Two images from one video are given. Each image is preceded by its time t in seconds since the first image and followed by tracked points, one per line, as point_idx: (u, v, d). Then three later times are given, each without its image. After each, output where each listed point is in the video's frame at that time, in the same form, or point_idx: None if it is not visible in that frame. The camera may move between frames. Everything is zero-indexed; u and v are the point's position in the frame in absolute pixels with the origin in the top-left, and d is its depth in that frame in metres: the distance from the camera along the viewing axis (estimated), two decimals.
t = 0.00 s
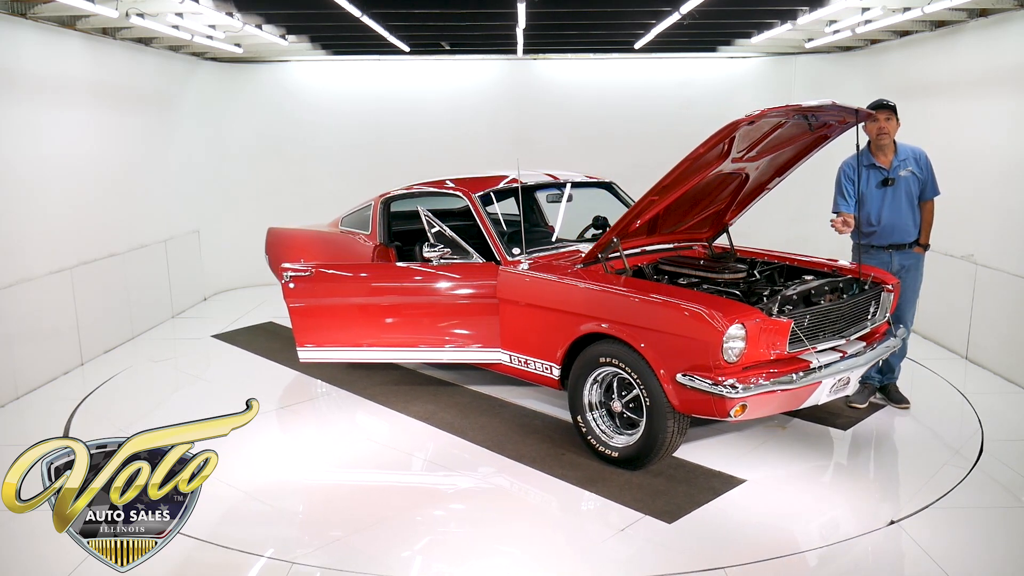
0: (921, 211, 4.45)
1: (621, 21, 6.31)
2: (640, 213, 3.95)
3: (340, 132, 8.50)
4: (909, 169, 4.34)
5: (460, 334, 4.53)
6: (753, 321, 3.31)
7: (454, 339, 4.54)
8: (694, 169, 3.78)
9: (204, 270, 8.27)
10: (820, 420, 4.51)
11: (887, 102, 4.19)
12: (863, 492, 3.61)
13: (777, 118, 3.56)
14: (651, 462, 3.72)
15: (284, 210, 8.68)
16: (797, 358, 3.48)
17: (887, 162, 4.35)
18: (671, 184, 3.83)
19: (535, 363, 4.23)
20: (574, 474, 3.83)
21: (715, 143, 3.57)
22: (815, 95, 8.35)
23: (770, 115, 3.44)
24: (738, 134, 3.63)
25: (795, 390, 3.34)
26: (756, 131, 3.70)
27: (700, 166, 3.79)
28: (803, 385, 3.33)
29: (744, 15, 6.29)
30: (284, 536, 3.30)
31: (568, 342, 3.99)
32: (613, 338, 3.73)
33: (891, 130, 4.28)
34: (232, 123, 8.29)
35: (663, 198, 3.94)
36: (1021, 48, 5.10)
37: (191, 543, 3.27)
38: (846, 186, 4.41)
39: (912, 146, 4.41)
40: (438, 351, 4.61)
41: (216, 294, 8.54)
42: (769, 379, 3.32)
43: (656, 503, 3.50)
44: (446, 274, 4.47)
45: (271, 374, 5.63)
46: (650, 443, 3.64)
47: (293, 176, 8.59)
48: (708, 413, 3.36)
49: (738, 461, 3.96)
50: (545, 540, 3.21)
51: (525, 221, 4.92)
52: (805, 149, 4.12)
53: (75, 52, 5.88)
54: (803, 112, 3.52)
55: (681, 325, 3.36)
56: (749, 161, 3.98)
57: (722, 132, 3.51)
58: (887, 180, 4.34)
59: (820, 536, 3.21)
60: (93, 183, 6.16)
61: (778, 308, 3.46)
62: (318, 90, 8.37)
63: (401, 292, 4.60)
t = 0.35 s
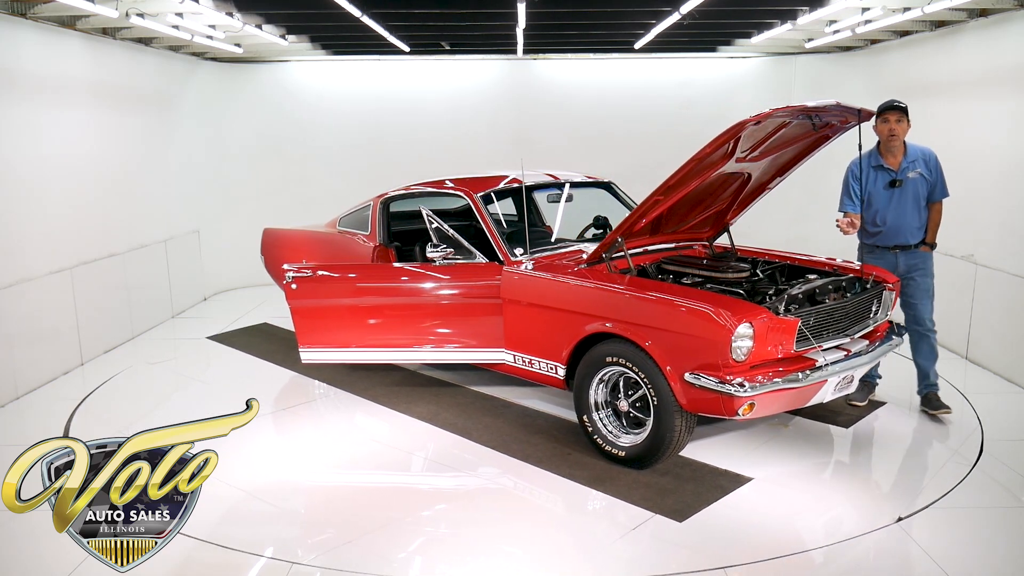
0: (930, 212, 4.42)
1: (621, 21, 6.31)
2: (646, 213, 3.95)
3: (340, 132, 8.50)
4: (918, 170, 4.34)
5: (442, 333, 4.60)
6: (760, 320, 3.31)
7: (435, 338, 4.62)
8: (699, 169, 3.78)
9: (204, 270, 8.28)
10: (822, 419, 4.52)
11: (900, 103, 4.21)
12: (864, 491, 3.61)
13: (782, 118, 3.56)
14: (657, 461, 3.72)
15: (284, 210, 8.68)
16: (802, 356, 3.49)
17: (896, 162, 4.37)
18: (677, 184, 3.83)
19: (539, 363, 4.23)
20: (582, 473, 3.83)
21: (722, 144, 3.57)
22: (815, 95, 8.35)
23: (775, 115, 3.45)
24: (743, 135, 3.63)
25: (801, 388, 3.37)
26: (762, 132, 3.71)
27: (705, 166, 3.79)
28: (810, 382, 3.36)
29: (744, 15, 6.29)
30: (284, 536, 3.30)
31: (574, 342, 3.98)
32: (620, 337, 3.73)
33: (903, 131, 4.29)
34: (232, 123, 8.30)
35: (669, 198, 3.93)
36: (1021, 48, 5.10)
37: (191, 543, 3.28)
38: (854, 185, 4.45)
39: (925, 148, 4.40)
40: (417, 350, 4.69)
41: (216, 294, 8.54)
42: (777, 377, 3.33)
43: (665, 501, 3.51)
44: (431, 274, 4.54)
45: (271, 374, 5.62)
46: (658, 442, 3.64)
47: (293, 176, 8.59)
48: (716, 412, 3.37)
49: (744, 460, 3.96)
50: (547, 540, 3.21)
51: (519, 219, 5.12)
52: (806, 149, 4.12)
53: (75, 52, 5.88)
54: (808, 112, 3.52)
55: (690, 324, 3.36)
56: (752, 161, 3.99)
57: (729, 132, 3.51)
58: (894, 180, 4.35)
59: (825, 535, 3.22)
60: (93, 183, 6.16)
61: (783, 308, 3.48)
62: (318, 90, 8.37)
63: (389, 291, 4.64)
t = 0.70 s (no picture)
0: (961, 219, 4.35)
1: (621, 21, 6.30)
2: (651, 213, 3.95)
3: (340, 132, 8.50)
4: (949, 177, 4.28)
5: (425, 333, 4.64)
6: (767, 318, 3.31)
7: (417, 338, 4.67)
8: (704, 169, 3.77)
9: (204, 270, 8.27)
10: (823, 419, 4.52)
11: (933, 108, 4.15)
12: (866, 490, 3.61)
13: (787, 119, 3.56)
14: (664, 459, 3.72)
15: (284, 210, 8.68)
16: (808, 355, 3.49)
17: (927, 167, 4.33)
18: (682, 184, 3.83)
19: (544, 363, 4.23)
20: (590, 472, 3.83)
21: (727, 144, 3.57)
22: (815, 95, 8.36)
23: (780, 115, 3.45)
24: (748, 136, 3.62)
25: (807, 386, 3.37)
26: (767, 132, 3.70)
27: (710, 167, 3.78)
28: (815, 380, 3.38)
29: (745, 15, 6.28)
30: (284, 536, 3.30)
31: (580, 341, 3.98)
32: (626, 337, 3.73)
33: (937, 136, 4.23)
34: (232, 123, 8.30)
35: (674, 198, 3.93)
36: (1021, 48, 5.10)
37: (191, 543, 3.28)
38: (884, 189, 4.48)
39: (964, 155, 4.31)
40: (404, 351, 4.72)
41: (216, 294, 8.54)
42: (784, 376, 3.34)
43: (674, 500, 3.52)
44: (417, 275, 4.59)
45: (271, 374, 5.62)
46: (665, 441, 3.64)
47: (293, 176, 8.59)
48: (723, 410, 3.38)
49: (750, 459, 3.96)
50: (548, 539, 3.22)
51: (519, 220, 4.90)
52: (807, 149, 4.13)
53: (75, 52, 5.88)
54: (813, 112, 3.53)
55: (697, 323, 3.37)
56: (755, 161, 3.99)
57: (735, 133, 3.51)
58: (922, 185, 4.33)
59: (829, 535, 3.22)
60: (93, 182, 6.15)
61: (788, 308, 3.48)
62: (317, 90, 8.37)
63: (378, 292, 4.67)
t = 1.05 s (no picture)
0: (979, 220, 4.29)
1: (621, 21, 6.30)
2: (656, 213, 3.95)
3: (340, 132, 8.50)
4: (965, 178, 4.24)
5: (408, 334, 4.69)
6: (774, 317, 3.31)
7: (400, 339, 4.71)
8: (709, 169, 3.77)
9: (204, 270, 8.27)
10: (823, 419, 4.51)
11: (945, 110, 4.13)
12: (866, 490, 3.61)
13: (791, 119, 3.57)
14: (671, 458, 3.73)
15: (284, 210, 8.68)
16: (814, 353, 3.49)
17: (943, 168, 4.31)
18: (687, 184, 3.83)
19: (548, 363, 4.24)
20: (598, 472, 3.83)
21: (733, 144, 3.57)
22: (815, 95, 8.36)
23: (786, 115, 3.46)
24: (753, 136, 3.63)
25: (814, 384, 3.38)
26: (772, 132, 3.71)
27: (715, 167, 3.78)
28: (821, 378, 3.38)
29: (745, 15, 6.28)
30: (283, 536, 3.30)
31: (586, 341, 3.98)
32: (633, 336, 3.73)
33: (951, 138, 4.19)
34: (232, 123, 8.30)
35: (678, 198, 3.93)
36: (1021, 48, 5.10)
37: (191, 543, 3.28)
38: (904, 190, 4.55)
39: (984, 156, 4.23)
40: (391, 351, 4.75)
41: (216, 294, 8.54)
42: (792, 374, 3.34)
43: (684, 498, 3.53)
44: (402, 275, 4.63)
45: (271, 375, 5.62)
46: (672, 439, 3.64)
47: (293, 176, 8.59)
48: (732, 409, 3.38)
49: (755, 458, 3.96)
50: (549, 539, 3.22)
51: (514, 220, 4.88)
52: (807, 149, 4.13)
53: (75, 52, 5.88)
54: (817, 112, 3.53)
55: (705, 322, 3.37)
56: (758, 161, 3.99)
57: (741, 133, 3.51)
58: (936, 187, 4.33)
59: (832, 533, 3.22)
60: (93, 182, 6.16)
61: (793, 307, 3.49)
62: (317, 90, 8.37)
63: (366, 292, 4.70)
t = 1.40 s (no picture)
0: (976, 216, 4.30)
1: (621, 21, 6.30)
2: (660, 212, 3.94)
3: (339, 132, 8.50)
4: (958, 175, 4.25)
5: (394, 335, 4.72)
6: (782, 316, 3.31)
7: (386, 340, 4.74)
8: (713, 169, 3.77)
9: (204, 271, 8.27)
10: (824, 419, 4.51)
11: (931, 109, 4.14)
12: (867, 489, 3.61)
13: (795, 119, 3.57)
14: (677, 457, 3.72)
15: (284, 210, 8.68)
16: (819, 352, 3.49)
17: (935, 167, 4.31)
18: (693, 185, 3.82)
19: (553, 363, 4.23)
20: (606, 472, 3.82)
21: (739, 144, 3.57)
22: (815, 95, 8.36)
23: (791, 115, 3.46)
24: (758, 136, 3.63)
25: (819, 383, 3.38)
26: (776, 133, 3.71)
27: (719, 167, 3.78)
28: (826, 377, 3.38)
29: (745, 15, 6.28)
30: (283, 535, 3.30)
31: (591, 340, 3.98)
32: (639, 335, 3.72)
33: (941, 136, 4.21)
34: (232, 123, 8.29)
35: (682, 198, 3.93)
36: (1021, 47, 5.10)
37: (191, 543, 3.27)
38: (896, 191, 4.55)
39: (975, 151, 4.25)
40: (381, 353, 4.76)
41: (216, 294, 8.54)
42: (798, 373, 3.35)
43: (692, 496, 3.53)
44: (388, 275, 4.67)
45: (271, 375, 5.62)
46: (678, 438, 3.64)
47: (293, 176, 8.59)
48: (739, 407, 3.38)
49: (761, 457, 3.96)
50: (549, 539, 3.22)
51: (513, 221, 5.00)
52: (808, 149, 4.13)
53: (75, 52, 5.88)
54: (821, 112, 3.53)
55: (712, 321, 3.37)
56: (760, 161, 3.99)
57: (747, 133, 3.52)
58: (930, 185, 4.33)
59: (837, 532, 3.22)
60: (93, 183, 6.16)
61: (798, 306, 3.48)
62: (317, 90, 8.37)
63: (354, 293, 4.71)
